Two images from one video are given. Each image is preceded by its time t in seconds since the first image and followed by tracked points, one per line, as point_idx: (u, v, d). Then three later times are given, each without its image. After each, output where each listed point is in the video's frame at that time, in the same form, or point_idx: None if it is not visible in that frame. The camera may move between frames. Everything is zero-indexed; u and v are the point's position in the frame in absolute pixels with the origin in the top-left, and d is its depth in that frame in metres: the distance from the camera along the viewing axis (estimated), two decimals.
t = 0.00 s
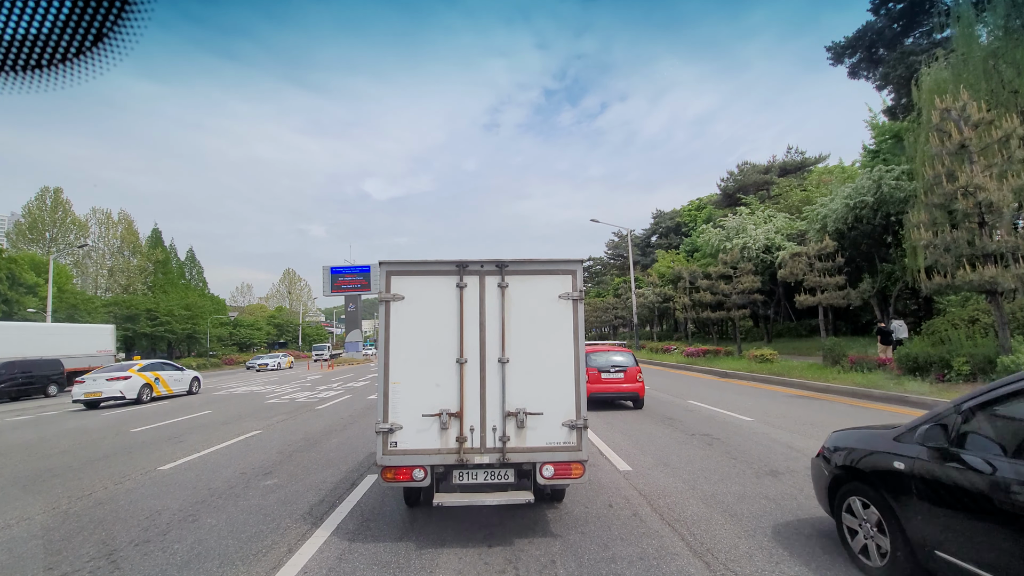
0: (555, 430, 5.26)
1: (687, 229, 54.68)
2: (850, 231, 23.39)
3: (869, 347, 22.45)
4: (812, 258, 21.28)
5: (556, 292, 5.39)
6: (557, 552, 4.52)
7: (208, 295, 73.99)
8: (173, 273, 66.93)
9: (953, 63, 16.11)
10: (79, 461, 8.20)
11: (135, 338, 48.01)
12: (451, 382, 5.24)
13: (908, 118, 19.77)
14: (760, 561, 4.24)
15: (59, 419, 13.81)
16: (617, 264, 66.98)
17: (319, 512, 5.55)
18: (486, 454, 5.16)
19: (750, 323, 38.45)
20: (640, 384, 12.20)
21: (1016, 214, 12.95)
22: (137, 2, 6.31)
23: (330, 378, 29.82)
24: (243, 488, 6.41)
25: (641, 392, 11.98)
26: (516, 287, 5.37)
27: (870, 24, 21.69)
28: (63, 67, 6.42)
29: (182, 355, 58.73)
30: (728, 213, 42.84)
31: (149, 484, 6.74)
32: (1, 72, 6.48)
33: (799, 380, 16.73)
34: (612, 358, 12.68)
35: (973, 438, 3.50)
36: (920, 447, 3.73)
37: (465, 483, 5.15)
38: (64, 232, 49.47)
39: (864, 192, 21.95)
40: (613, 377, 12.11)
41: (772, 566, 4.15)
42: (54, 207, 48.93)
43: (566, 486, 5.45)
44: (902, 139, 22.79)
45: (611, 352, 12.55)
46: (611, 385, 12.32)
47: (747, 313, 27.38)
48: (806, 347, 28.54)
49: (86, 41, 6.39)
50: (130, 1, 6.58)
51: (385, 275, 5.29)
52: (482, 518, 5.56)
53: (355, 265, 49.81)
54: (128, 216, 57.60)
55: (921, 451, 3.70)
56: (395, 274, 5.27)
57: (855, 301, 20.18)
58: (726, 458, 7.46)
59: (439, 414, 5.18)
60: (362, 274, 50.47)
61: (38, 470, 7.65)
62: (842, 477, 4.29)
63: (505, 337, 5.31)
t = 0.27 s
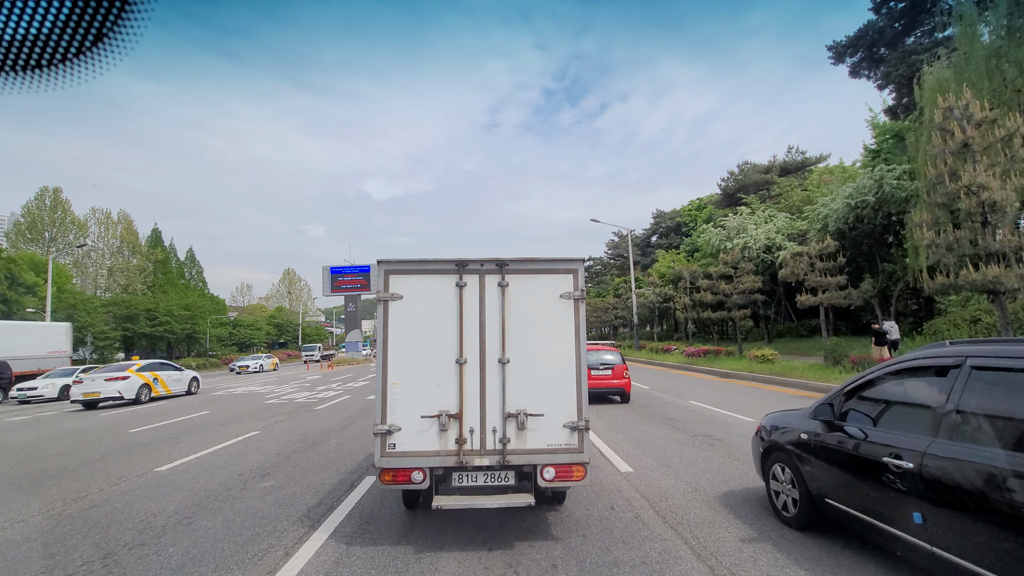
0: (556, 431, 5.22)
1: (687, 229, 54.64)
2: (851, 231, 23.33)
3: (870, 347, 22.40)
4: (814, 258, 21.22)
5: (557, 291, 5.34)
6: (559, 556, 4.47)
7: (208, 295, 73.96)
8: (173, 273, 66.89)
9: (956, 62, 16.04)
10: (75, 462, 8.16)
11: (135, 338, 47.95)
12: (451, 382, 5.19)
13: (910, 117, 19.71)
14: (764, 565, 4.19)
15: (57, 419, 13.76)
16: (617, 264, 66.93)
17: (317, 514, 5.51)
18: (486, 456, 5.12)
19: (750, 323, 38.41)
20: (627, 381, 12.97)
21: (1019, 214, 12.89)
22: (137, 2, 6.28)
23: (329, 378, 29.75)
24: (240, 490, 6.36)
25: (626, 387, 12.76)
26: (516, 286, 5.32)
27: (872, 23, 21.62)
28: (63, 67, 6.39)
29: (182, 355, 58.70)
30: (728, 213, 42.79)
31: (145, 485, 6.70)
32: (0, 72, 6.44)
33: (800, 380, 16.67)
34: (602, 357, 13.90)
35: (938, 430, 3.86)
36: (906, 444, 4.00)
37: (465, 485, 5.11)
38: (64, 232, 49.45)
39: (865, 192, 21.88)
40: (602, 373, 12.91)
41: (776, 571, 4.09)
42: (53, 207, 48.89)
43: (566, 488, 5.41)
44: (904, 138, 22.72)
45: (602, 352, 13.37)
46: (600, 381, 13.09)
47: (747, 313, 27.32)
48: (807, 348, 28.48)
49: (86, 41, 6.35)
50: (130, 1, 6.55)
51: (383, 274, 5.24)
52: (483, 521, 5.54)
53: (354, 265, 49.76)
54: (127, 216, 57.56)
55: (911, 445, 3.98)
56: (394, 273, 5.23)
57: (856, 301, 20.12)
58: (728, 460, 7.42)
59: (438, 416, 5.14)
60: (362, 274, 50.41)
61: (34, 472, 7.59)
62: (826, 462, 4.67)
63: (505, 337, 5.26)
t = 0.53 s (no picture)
0: (558, 433, 5.17)
1: (687, 228, 54.60)
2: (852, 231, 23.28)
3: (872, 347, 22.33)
4: (815, 258, 21.18)
5: (559, 290, 5.29)
6: (561, 560, 4.41)
7: (208, 294, 73.89)
8: (172, 273, 66.82)
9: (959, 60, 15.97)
10: (71, 463, 8.09)
11: (134, 337, 47.89)
12: (450, 382, 5.13)
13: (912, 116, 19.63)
14: (770, 570, 4.11)
15: (55, 420, 13.69)
16: (617, 264, 66.87)
17: (314, 517, 5.45)
18: (486, 458, 5.07)
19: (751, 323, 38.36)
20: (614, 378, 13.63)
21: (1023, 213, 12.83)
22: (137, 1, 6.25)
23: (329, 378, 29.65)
24: (236, 492, 6.29)
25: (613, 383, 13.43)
26: (517, 284, 5.27)
27: (874, 22, 21.54)
28: (63, 67, 6.36)
29: (182, 355, 58.63)
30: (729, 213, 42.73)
31: (140, 488, 6.63)
32: None
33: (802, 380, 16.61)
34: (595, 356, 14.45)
35: (904, 423, 4.12)
36: (868, 428, 4.35)
37: (464, 488, 5.05)
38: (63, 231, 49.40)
39: (867, 191, 21.82)
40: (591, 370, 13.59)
41: None
42: (53, 207, 48.85)
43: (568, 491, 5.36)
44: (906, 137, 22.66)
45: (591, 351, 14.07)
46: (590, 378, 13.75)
47: (748, 312, 27.26)
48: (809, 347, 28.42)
49: (86, 41, 6.32)
50: None
51: (381, 272, 5.18)
52: (484, 524, 5.49)
53: (355, 265, 49.72)
54: (127, 215, 57.50)
55: (925, 443, 3.85)
56: (392, 271, 5.17)
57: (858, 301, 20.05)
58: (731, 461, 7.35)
59: (437, 417, 5.08)
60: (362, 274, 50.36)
61: (29, 473, 7.53)
62: (826, 462, 4.65)
63: (506, 336, 5.20)
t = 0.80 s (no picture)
0: (560, 435, 5.11)
1: (687, 229, 54.53)
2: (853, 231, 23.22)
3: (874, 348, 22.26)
4: (817, 257, 21.12)
5: (561, 289, 5.23)
6: (562, 566, 4.34)
7: (207, 295, 73.81)
8: (172, 273, 66.76)
9: (962, 58, 15.91)
10: (66, 464, 8.03)
11: (134, 338, 47.81)
12: (450, 383, 5.07)
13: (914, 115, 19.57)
14: None
15: (51, 420, 13.61)
16: (617, 264, 66.78)
17: (310, 520, 5.38)
18: (486, 461, 5.00)
19: (752, 323, 38.28)
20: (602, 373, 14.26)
21: None
22: (137, 1, 6.26)
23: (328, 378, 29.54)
24: (233, 495, 6.23)
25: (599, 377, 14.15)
26: (517, 282, 5.21)
27: (875, 20, 21.48)
28: (63, 67, 6.37)
29: (182, 355, 58.55)
30: (730, 213, 42.64)
31: (135, 490, 6.57)
32: (1, 72, 6.42)
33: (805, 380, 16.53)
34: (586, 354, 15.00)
35: (806, 405, 5.29)
36: (796, 411, 5.36)
37: (463, 492, 4.99)
38: (62, 231, 49.37)
39: (869, 191, 21.74)
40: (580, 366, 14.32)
41: None
42: (52, 207, 48.83)
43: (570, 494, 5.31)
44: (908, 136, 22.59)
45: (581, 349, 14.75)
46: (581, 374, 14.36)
47: (749, 313, 27.17)
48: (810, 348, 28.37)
49: (86, 41, 6.32)
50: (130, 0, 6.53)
51: (379, 270, 5.13)
52: (484, 528, 5.45)
53: (355, 265, 49.65)
54: (127, 215, 57.45)
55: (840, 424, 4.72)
56: (390, 270, 5.12)
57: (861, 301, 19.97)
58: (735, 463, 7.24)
59: (436, 418, 5.02)
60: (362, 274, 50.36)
61: (22, 475, 7.47)
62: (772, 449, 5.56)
63: (506, 337, 5.14)
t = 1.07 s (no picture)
0: (561, 438, 5.06)
1: (687, 228, 54.48)
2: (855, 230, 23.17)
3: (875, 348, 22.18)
4: (818, 257, 21.05)
5: (562, 288, 5.17)
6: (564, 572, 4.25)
7: (206, 295, 73.76)
8: (172, 273, 66.71)
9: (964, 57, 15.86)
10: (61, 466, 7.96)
11: (133, 338, 47.76)
12: (449, 384, 5.01)
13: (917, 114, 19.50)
14: None
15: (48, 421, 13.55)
16: (617, 264, 66.71)
17: (307, 524, 5.32)
18: (486, 464, 4.95)
19: (752, 323, 38.22)
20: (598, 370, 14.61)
21: None
22: (137, 1, 6.23)
23: (328, 379, 29.44)
24: (229, 498, 6.16)
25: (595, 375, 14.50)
26: (518, 282, 5.15)
27: (877, 19, 21.44)
28: (63, 68, 6.35)
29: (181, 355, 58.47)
30: (730, 212, 42.58)
31: (130, 493, 6.50)
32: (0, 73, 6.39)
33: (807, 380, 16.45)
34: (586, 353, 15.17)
35: (740, 390, 6.48)
36: (732, 396, 6.55)
37: (463, 495, 4.93)
38: (61, 231, 49.32)
39: (870, 190, 21.69)
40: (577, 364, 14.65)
41: None
42: (51, 207, 48.75)
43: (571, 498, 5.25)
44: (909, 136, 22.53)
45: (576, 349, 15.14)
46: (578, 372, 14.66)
47: (750, 313, 27.11)
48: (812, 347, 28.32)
49: (86, 41, 6.30)
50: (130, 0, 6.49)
51: (377, 270, 5.08)
52: (484, 532, 5.39)
53: (354, 265, 49.58)
54: (126, 215, 57.39)
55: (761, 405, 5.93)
56: (389, 270, 5.07)
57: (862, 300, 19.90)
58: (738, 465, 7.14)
59: (435, 420, 4.96)
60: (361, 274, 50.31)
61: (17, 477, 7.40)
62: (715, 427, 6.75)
63: (506, 337, 5.08)
